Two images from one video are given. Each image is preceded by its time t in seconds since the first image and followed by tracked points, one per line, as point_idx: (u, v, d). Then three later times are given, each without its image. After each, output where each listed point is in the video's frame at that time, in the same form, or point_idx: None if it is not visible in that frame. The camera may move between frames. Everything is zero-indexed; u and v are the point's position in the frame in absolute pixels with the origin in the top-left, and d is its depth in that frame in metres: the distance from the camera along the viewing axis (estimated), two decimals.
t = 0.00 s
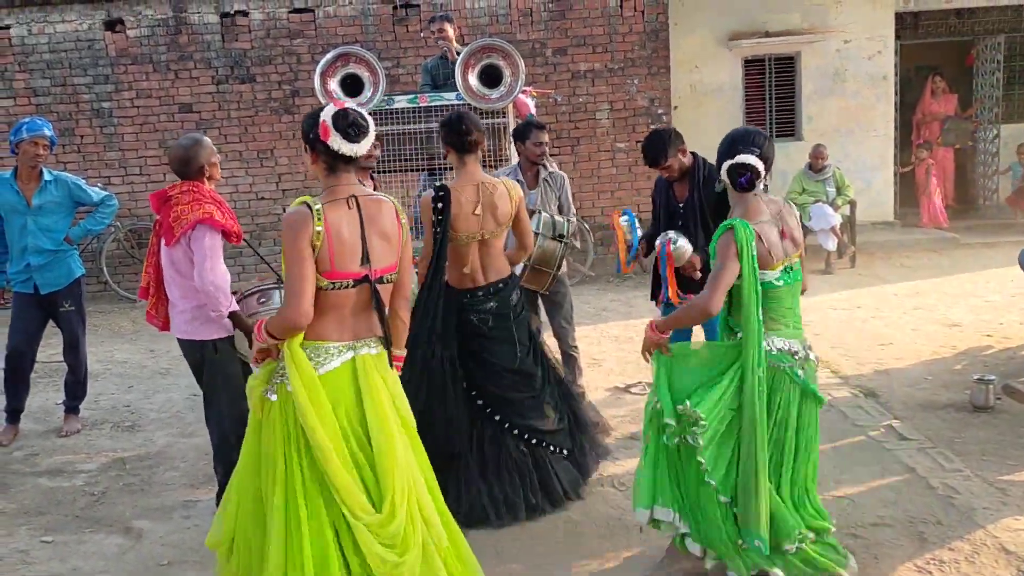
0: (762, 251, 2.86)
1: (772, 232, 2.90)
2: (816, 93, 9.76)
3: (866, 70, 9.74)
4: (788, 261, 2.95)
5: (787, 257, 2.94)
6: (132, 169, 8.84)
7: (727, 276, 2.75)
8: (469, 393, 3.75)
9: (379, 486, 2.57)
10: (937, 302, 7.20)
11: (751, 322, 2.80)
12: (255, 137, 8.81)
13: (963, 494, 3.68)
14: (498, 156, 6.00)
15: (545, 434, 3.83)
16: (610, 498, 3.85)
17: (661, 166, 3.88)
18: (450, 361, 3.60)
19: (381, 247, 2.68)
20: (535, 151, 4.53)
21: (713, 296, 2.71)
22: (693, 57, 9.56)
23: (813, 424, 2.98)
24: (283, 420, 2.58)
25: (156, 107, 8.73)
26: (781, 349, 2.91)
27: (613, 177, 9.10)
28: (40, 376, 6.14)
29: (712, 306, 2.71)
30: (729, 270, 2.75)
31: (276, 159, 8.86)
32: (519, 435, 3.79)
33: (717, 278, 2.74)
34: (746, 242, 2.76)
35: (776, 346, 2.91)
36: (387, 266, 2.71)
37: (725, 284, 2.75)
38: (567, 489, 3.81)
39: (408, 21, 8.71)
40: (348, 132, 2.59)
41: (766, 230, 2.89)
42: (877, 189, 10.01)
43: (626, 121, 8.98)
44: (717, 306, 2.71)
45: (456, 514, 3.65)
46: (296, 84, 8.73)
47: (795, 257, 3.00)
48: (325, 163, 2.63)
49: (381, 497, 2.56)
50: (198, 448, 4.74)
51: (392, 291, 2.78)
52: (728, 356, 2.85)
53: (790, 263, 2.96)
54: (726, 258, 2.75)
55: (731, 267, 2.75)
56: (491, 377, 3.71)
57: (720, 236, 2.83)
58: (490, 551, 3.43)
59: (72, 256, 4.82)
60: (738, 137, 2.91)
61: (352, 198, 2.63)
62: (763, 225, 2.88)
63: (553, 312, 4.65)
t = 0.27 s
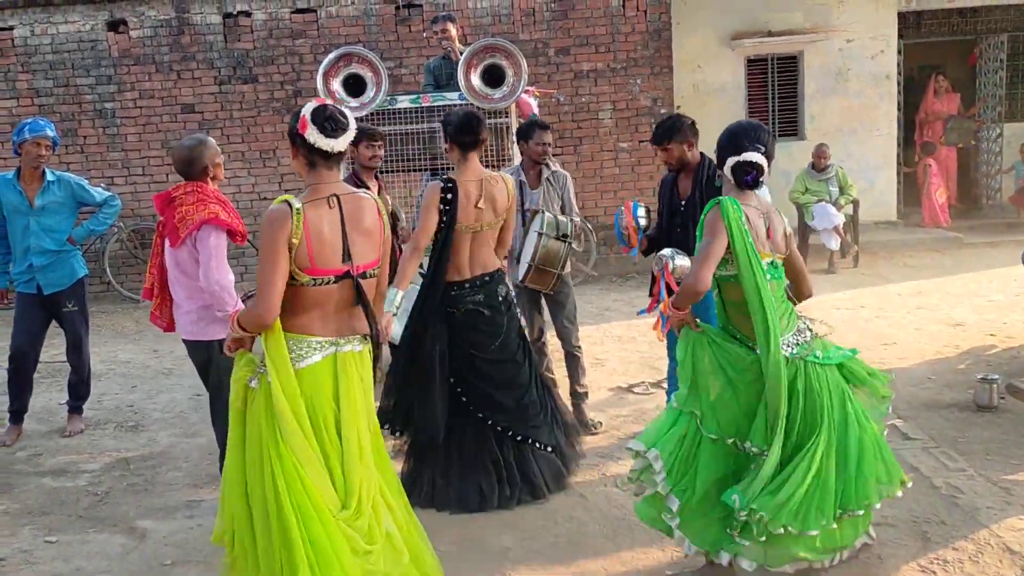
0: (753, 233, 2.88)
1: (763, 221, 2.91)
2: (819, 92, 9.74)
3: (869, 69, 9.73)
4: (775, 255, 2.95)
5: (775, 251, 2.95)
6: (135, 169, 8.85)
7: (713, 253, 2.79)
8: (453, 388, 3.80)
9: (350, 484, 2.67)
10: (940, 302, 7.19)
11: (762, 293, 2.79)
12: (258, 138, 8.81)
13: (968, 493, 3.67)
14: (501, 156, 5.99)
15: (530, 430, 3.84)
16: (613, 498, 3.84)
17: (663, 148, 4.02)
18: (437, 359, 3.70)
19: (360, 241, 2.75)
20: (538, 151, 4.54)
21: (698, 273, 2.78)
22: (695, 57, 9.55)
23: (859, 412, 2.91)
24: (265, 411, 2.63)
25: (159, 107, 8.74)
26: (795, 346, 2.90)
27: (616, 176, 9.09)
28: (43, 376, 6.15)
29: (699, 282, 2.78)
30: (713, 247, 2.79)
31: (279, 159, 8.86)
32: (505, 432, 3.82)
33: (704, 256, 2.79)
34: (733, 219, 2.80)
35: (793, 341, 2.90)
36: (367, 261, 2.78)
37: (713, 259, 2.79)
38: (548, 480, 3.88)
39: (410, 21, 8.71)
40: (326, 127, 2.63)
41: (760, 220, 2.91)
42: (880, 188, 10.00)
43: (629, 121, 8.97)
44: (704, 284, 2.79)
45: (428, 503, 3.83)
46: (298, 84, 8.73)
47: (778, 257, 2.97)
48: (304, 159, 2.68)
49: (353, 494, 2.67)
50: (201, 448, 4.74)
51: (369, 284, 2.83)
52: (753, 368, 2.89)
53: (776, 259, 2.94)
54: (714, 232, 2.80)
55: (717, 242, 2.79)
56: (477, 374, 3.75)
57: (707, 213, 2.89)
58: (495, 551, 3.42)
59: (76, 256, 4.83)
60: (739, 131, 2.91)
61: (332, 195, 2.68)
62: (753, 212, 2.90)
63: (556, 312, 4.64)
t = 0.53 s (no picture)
0: (739, 244, 2.81)
1: (760, 227, 2.86)
2: (823, 92, 9.73)
3: (873, 68, 9.71)
4: (771, 261, 2.84)
5: (771, 257, 2.86)
6: (140, 170, 8.86)
7: (705, 272, 2.72)
8: (443, 391, 3.80)
9: (337, 470, 2.80)
10: (944, 301, 7.18)
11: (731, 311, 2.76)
12: (262, 138, 8.82)
13: (972, 493, 3.67)
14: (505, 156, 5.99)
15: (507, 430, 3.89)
16: (617, 498, 3.84)
17: (669, 138, 4.02)
18: (430, 357, 3.74)
19: (342, 238, 2.80)
20: (542, 151, 4.54)
21: (692, 292, 2.70)
22: (699, 56, 9.54)
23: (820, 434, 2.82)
24: (264, 404, 2.80)
25: (163, 108, 8.75)
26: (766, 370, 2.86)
27: (620, 176, 9.09)
28: (48, 376, 6.16)
29: (695, 301, 2.70)
30: (707, 264, 2.72)
31: (282, 159, 8.87)
32: (489, 433, 3.85)
33: (696, 276, 2.72)
34: (721, 234, 2.73)
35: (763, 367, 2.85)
36: (351, 256, 2.82)
37: (704, 278, 2.72)
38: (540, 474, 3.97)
39: (414, 21, 8.71)
40: (304, 126, 2.75)
41: (755, 230, 2.85)
42: (884, 188, 9.98)
43: (632, 120, 8.97)
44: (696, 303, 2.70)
45: (428, 501, 3.83)
46: (302, 84, 8.74)
47: (783, 260, 2.88)
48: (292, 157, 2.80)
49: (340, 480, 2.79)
50: (206, 447, 4.74)
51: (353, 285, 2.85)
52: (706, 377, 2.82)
53: (774, 264, 2.85)
54: (703, 249, 2.74)
55: (707, 258, 2.72)
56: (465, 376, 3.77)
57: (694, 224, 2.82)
58: (499, 550, 3.41)
59: (80, 256, 4.84)
60: (739, 139, 2.83)
61: (313, 192, 2.77)
62: (745, 222, 2.84)
63: (561, 311, 4.64)
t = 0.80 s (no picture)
0: (768, 249, 2.77)
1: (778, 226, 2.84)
2: (827, 91, 9.72)
3: (877, 67, 9.70)
4: (791, 260, 2.85)
5: (790, 255, 2.85)
6: (144, 170, 8.88)
7: (732, 282, 2.67)
8: (488, 364, 3.94)
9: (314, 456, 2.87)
10: (949, 301, 7.17)
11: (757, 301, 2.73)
12: (266, 137, 8.83)
13: (977, 493, 3.66)
14: (509, 156, 5.98)
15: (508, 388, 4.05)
16: (621, 497, 3.84)
17: (676, 134, 4.02)
18: (484, 328, 3.92)
19: (337, 236, 2.85)
20: (547, 150, 4.54)
21: (716, 303, 2.65)
22: (703, 55, 9.54)
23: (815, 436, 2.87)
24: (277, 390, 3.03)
25: (168, 107, 8.76)
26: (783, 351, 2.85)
27: (623, 176, 9.09)
28: (53, 375, 6.18)
29: (718, 312, 2.65)
30: (733, 273, 2.67)
31: (286, 159, 8.88)
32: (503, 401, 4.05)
33: (723, 285, 2.67)
34: (750, 243, 2.68)
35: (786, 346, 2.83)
36: (346, 253, 2.86)
37: (730, 288, 2.67)
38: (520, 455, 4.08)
39: (418, 21, 8.71)
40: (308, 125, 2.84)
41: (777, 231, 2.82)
42: (888, 187, 9.97)
43: (636, 120, 8.97)
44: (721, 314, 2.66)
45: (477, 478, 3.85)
46: (306, 84, 8.75)
47: (798, 254, 2.92)
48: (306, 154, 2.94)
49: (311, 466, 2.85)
50: (210, 446, 4.75)
51: (356, 281, 2.90)
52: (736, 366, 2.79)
53: (794, 264, 2.86)
54: (731, 259, 2.68)
55: (734, 269, 2.67)
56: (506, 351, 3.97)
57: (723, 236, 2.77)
58: (503, 550, 3.41)
59: (85, 256, 4.85)
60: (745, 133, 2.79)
61: (315, 190, 2.87)
62: (767, 223, 2.79)
63: (565, 311, 4.64)
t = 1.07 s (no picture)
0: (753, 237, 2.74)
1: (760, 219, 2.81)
2: (831, 91, 9.70)
3: (880, 67, 9.68)
4: (773, 258, 2.82)
5: (773, 253, 2.83)
6: (147, 169, 8.89)
7: (714, 261, 2.64)
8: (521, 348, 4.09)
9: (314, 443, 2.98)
10: (952, 300, 7.15)
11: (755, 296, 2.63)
12: (269, 136, 8.83)
13: (980, 493, 3.65)
14: (511, 155, 5.97)
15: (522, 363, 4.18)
16: (624, 497, 3.84)
17: (681, 133, 4.02)
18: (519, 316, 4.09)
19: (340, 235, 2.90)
20: (549, 149, 4.54)
21: (700, 282, 2.62)
22: (706, 55, 9.53)
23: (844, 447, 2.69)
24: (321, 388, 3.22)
25: (171, 106, 8.77)
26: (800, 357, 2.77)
27: (626, 175, 9.08)
28: (56, 374, 6.19)
29: (699, 293, 2.62)
30: (716, 255, 2.64)
31: (289, 158, 8.89)
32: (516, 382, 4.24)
33: (706, 265, 2.64)
34: (737, 228, 2.64)
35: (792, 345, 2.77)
36: (349, 253, 2.91)
37: (714, 269, 2.64)
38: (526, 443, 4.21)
39: (420, 20, 8.71)
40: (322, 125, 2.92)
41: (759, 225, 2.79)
42: (892, 186, 9.95)
43: (639, 119, 8.97)
44: (705, 293, 2.62)
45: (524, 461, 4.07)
46: (308, 83, 8.76)
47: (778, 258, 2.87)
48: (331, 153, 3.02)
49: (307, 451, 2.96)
50: (213, 445, 4.76)
51: (361, 280, 2.95)
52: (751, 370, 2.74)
53: (773, 262, 2.82)
54: (715, 239, 2.65)
55: (718, 249, 2.64)
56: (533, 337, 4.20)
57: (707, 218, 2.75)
58: (506, 549, 3.41)
59: (89, 254, 4.85)
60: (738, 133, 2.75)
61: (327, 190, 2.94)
62: (752, 216, 2.77)
63: (568, 310, 4.64)
